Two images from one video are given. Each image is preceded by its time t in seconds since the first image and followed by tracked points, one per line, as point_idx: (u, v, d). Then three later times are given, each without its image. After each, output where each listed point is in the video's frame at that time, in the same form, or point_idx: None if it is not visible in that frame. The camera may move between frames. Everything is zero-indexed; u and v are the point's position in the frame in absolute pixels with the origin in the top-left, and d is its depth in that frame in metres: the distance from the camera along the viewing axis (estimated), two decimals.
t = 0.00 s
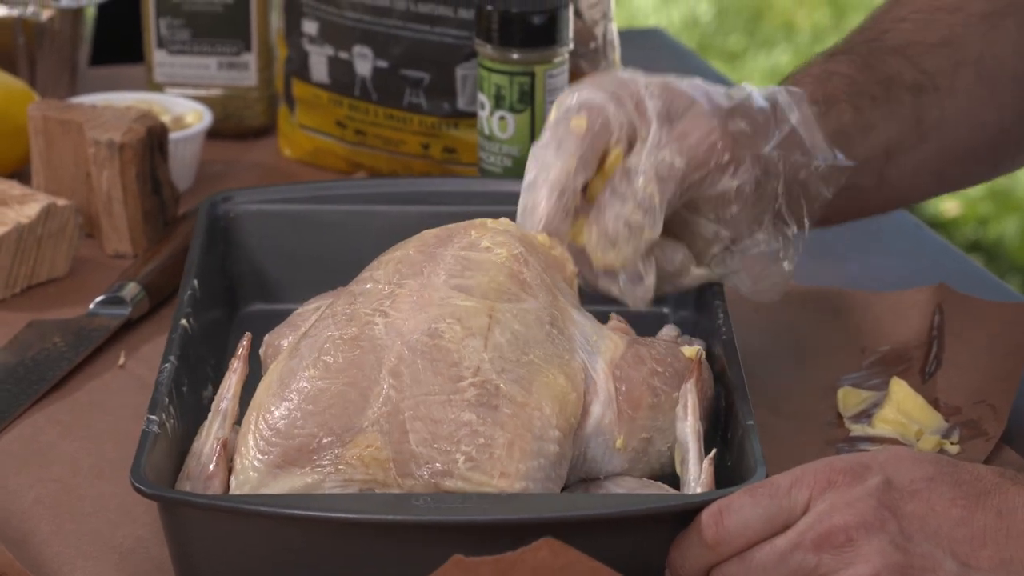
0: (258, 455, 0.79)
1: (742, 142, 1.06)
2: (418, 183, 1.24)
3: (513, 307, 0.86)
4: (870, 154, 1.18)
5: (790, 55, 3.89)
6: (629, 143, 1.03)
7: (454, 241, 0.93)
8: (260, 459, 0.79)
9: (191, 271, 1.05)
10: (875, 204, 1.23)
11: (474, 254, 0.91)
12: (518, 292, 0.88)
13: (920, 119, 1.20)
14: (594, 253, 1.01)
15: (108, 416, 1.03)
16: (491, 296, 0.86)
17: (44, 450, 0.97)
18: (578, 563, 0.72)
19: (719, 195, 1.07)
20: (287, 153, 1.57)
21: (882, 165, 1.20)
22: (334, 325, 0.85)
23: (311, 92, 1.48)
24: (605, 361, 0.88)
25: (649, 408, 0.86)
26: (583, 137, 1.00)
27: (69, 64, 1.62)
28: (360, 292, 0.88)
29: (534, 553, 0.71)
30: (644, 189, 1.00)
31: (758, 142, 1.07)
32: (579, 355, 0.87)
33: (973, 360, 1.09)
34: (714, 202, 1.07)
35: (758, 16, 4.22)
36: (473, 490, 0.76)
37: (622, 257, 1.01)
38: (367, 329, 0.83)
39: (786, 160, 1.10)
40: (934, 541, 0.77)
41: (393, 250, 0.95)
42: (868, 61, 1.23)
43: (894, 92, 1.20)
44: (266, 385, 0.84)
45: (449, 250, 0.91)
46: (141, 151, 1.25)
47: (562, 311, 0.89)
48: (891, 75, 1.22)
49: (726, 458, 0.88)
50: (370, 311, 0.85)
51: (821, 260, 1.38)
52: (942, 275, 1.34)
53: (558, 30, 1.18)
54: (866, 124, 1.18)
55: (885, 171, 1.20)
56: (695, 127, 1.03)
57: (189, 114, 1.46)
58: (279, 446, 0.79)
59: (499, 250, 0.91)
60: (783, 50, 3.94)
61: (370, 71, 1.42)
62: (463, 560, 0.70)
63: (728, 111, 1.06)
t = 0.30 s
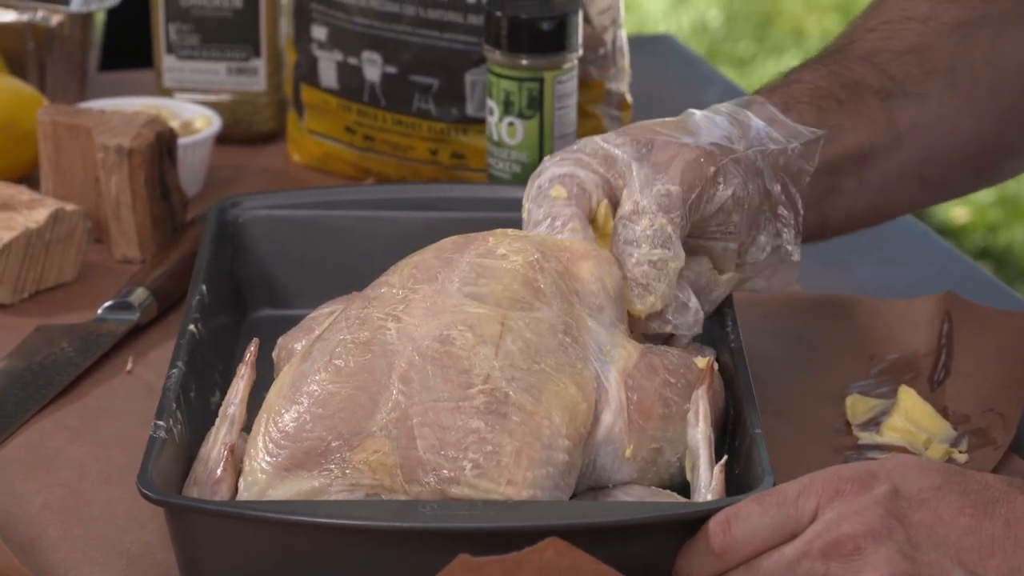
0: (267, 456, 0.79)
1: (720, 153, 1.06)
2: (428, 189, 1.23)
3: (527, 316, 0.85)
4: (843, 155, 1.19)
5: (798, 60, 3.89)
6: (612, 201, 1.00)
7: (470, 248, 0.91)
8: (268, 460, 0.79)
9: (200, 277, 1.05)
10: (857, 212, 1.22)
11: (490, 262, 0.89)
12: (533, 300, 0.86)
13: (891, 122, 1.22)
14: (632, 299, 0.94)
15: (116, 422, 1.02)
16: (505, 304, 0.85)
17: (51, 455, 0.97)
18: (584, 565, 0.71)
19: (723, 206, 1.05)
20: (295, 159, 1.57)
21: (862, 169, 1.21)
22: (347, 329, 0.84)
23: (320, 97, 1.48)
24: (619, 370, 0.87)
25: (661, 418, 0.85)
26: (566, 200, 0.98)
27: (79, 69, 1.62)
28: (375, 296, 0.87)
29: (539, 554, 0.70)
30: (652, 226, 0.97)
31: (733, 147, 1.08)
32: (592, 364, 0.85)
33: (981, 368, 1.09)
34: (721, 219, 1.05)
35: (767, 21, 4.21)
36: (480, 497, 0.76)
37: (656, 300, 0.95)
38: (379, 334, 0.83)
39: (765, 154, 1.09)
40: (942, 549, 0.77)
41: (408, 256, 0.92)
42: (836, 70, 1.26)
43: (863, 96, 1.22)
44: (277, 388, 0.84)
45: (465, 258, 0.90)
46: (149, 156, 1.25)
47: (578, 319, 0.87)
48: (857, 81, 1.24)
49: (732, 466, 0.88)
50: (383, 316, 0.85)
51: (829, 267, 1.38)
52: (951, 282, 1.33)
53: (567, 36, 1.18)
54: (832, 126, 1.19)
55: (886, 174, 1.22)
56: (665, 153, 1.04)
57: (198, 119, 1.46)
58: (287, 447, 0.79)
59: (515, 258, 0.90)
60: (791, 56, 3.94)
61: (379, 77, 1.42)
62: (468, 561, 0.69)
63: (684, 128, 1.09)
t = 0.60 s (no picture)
0: (264, 458, 0.79)
1: (750, 178, 1.06)
2: (430, 196, 1.22)
3: (528, 324, 0.85)
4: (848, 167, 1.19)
5: (798, 64, 3.89)
6: (640, 233, 0.99)
7: (477, 255, 0.92)
8: (265, 464, 0.78)
9: (201, 281, 1.04)
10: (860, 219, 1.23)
11: (494, 269, 0.90)
12: (534, 309, 0.86)
13: (897, 132, 1.21)
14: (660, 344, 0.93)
15: (115, 427, 1.02)
16: (506, 312, 0.85)
17: (50, 461, 0.97)
18: None
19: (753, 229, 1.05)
20: (296, 163, 1.57)
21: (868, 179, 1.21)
22: (347, 332, 0.85)
23: (321, 101, 1.48)
24: (624, 378, 0.86)
25: (664, 427, 0.85)
26: (598, 238, 0.94)
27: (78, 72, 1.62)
28: (378, 300, 0.88)
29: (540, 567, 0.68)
30: (690, 261, 0.97)
31: (761, 171, 1.08)
32: (598, 370, 0.85)
33: (982, 375, 1.08)
34: (747, 245, 1.06)
35: (767, 24, 4.21)
36: (476, 504, 0.76)
37: (692, 336, 0.94)
38: (379, 339, 0.83)
39: (788, 175, 1.10)
40: (942, 557, 0.76)
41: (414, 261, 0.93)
42: (842, 78, 1.24)
43: (869, 106, 1.21)
44: (276, 392, 0.84)
45: (470, 264, 0.90)
46: (149, 161, 1.25)
47: (581, 326, 0.87)
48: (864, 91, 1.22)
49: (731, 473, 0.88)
50: (385, 321, 0.85)
51: (830, 272, 1.37)
52: (951, 287, 1.33)
53: (568, 41, 1.18)
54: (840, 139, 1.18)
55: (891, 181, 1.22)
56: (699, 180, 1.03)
57: (198, 123, 1.46)
58: (285, 451, 0.78)
59: (519, 266, 0.90)
60: (791, 59, 3.94)
61: (380, 81, 1.41)
62: None
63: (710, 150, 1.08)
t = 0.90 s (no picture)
0: (257, 467, 0.79)
1: (745, 204, 1.05)
2: (428, 199, 1.22)
3: (519, 328, 0.85)
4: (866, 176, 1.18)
5: (795, 67, 3.89)
6: (627, 255, 1.00)
7: (463, 261, 0.91)
8: (259, 472, 0.78)
9: (200, 286, 1.04)
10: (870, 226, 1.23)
11: (484, 277, 0.89)
12: (524, 314, 0.87)
13: (909, 139, 1.21)
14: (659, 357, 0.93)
15: (112, 432, 1.02)
16: (497, 317, 0.86)
17: (47, 466, 0.96)
18: None
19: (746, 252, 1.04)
20: (293, 167, 1.56)
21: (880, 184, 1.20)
22: (337, 340, 0.84)
23: (317, 105, 1.48)
24: (616, 382, 0.86)
25: (657, 431, 0.85)
26: (567, 272, 0.94)
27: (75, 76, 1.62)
28: (367, 307, 0.87)
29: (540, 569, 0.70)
30: (678, 294, 0.95)
31: (760, 192, 1.06)
32: (589, 374, 0.85)
33: (981, 380, 1.08)
34: (744, 264, 1.05)
35: (764, 27, 4.21)
36: (473, 510, 0.75)
37: (687, 351, 0.93)
38: (370, 345, 0.83)
39: (788, 195, 1.09)
40: (942, 564, 0.76)
41: (401, 266, 0.93)
42: (852, 84, 1.23)
43: (881, 113, 1.21)
44: (267, 399, 0.83)
45: (458, 270, 0.90)
46: (147, 165, 1.25)
47: (569, 334, 0.88)
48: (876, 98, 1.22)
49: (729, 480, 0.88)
50: (375, 327, 0.84)
51: (829, 277, 1.37)
52: (951, 293, 1.33)
53: (566, 46, 1.18)
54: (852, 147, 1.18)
55: (894, 185, 1.21)
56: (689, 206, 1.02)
57: (195, 127, 1.45)
58: (279, 459, 0.78)
59: (507, 275, 0.90)
60: (788, 61, 3.95)
61: (378, 85, 1.41)
62: None
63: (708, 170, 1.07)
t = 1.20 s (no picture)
0: (264, 464, 0.78)
1: (749, 221, 0.99)
2: (433, 200, 1.22)
3: (530, 329, 0.85)
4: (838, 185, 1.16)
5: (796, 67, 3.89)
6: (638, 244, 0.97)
7: (476, 261, 0.92)
8: (264, 469, 0.78)
9: (205, 286, 1.03)
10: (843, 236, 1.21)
11: (494, 278, 0.90)
12: (536, 314, 0.87)
13: (881, 150, 1.19)
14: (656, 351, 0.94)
15: (116, 434, 1.01)
16: (507, 317, 0.86)
17: (52, 467, 0.96)
18: None
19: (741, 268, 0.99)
20: (298, 168, 1.56)
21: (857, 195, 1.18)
22: (349, 338, 0.84)
23: (321, 105, 1.47)
24: (622, 387, 0.86)
25: (662, 437, 0.85)
26: (592, 255, 0.94)
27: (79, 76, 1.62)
28: (379, 306, 0.88)
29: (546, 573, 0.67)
30: (670, 296, 0.95)
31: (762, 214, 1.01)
32: (598, 381, 0.86)
33: (987, 383, 1.08)
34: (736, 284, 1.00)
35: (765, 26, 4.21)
36: (475, 512, 0.75)
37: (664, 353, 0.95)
38: (379, 345, 0.83)
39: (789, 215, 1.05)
40: (949, 566, 0.76)
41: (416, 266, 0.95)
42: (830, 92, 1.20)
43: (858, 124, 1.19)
44: (277, 399, 0.83)
45: (471, 270, 0.91)
46: (151, 165, 1.25)
47: (582, 332, 0.88)
48: (852, 108, 1.19)
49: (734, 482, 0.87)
50: (386, 326, 0.85)
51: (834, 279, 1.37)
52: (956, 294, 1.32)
53: (571, 47, 1.18)
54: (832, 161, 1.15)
55: (872, 197, 1.20)
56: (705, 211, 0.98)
57: (199, 128, 1.45)
58: (284, 457, 0.78)
59: (520, 272, 0.91)
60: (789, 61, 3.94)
61: (382, 85, 1.41)
62: None
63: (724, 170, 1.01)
